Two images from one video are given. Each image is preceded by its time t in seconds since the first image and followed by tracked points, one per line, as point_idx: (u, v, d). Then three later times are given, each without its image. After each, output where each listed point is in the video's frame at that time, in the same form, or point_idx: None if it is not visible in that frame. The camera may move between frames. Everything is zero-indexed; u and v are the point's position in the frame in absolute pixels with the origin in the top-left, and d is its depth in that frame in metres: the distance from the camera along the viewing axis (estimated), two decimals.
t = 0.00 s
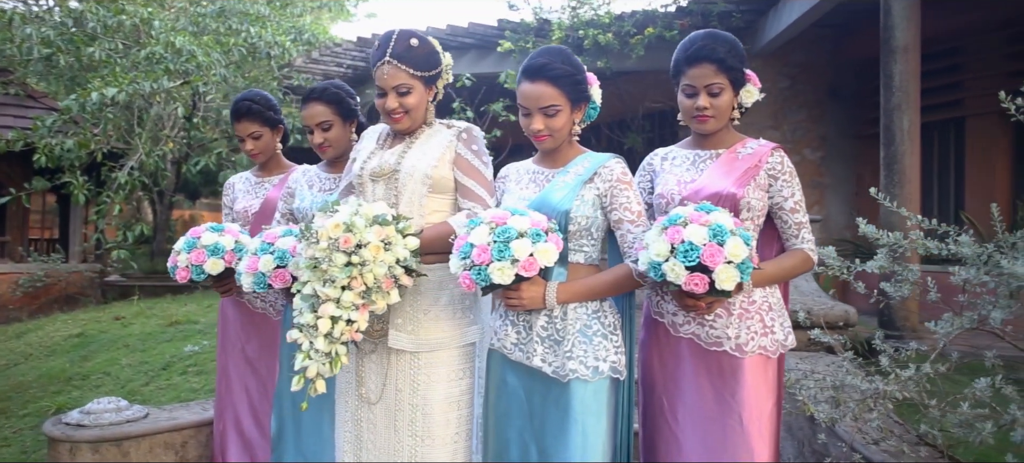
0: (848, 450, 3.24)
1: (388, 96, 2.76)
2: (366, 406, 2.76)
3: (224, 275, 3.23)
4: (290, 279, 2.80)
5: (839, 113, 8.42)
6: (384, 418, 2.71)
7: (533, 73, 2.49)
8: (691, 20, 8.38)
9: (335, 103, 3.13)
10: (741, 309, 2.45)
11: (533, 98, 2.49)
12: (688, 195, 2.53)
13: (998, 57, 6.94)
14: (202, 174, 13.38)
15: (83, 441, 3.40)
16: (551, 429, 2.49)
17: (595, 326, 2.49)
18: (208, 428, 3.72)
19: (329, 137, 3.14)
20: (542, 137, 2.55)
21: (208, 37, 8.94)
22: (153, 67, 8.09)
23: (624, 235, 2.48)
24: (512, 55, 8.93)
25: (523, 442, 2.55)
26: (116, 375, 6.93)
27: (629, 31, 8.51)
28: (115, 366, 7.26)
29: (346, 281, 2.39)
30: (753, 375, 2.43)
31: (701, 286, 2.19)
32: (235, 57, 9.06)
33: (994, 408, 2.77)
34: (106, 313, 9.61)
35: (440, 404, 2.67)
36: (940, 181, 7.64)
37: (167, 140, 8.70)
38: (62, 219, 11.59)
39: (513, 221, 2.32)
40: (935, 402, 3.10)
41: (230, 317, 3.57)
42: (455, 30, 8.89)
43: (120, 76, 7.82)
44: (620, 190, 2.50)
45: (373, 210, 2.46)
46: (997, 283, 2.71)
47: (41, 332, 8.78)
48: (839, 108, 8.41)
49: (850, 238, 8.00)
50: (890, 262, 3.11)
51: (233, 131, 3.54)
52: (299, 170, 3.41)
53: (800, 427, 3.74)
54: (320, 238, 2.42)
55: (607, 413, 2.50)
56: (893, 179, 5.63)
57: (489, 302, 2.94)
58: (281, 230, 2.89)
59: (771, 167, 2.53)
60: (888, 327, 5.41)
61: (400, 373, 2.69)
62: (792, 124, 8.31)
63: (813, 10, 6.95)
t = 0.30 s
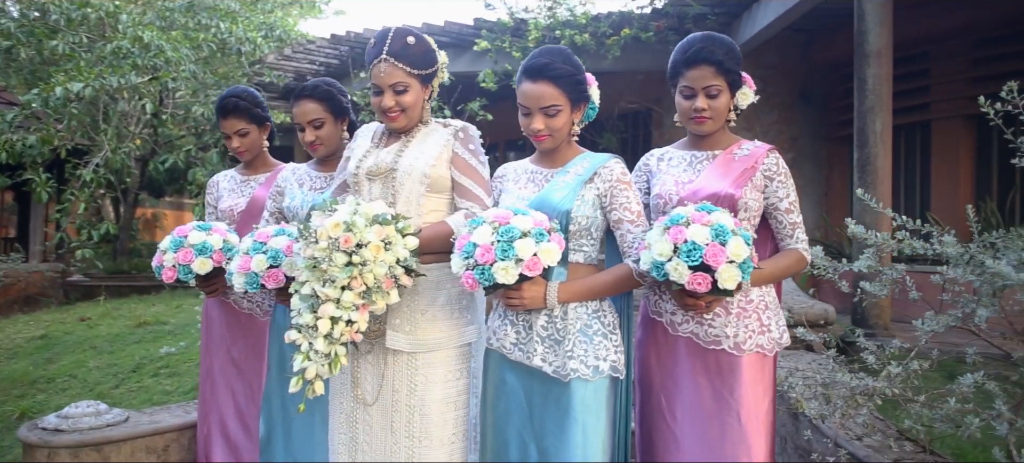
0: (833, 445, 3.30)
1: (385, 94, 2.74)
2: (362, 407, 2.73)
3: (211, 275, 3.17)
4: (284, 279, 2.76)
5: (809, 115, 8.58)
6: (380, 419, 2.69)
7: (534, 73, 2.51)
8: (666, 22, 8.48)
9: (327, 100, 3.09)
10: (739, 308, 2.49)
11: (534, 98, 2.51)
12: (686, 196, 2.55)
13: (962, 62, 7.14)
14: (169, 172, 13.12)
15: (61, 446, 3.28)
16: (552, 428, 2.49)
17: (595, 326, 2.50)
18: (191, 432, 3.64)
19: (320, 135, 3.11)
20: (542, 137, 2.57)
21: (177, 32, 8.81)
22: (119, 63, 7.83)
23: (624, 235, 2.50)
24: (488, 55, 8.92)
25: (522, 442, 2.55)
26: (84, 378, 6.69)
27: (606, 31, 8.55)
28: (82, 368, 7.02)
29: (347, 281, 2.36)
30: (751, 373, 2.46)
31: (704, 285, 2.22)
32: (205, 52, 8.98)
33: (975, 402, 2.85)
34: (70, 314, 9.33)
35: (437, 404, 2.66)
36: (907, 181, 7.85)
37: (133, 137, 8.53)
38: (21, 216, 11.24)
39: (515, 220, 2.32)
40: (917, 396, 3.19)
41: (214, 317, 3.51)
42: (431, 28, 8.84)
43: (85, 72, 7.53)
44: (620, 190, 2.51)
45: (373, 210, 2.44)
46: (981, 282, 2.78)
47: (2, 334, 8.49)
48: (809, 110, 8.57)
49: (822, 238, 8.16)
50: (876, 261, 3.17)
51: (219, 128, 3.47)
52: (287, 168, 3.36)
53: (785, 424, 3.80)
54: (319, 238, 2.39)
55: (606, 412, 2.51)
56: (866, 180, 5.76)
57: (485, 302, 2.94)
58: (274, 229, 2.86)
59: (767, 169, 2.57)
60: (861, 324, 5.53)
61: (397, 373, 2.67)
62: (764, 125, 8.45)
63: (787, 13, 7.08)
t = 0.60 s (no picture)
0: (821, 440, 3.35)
1: (381, 91, 2.71)
2: (358, 408, 2.69)
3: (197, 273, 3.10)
4: (278, 278, 2.72)
5: (781, 117, 8.73)
6: (377, 420, 2.66)
7: (534, 71, 2.52)
8: (642, 23, 8.54)
9: (318, 97, 3.04)
10: (737, 306, 2.52)
11: (535, 97, 2.51)
12: (684, 196, 2.57)
13: (928, 67, 7.32)
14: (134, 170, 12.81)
15: (39, 450, 3.19)
16: (552, 426, 2.49)
17: (595, 324, 2.51)
18: (174, 434, 3.52)
19: (312, 132, 3.06)
20: (542, 136, 2.57)
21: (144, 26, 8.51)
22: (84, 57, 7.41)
23: (623, 233, 2.51)
24: (465, 53, 8.89)
25: (522, 441, 2.54)
26: (50, 380, 6.47)
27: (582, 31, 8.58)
28: (47, 371, 6.80)
29: (347, 281, 2.34)
30: (749, 370, 2.49)
31: (707, 283, 2.24)
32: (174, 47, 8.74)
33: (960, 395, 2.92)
34: (32, 315, 9.04)
35: (434, 404, 2.64)
36: (876, 181, 8.03)
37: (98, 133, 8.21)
38: None
39: (518, 219, 2.31)
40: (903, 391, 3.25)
41: (198, 317, 3.43)
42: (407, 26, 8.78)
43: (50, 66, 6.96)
44: (619, 190, 2.52)
45: (372, 208, 2.41)
46: (966, 280, 2.85)
47: None
48: (781, 112, 8.72)
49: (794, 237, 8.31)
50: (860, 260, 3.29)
51: (204, 124, 3.40)
52: (275, 165, 3.31)
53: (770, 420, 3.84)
54: (319, 236, 2.36)
55: (606, 410, 2.52)
56: (841, 181, 5.88)
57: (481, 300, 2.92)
58: (266, 228, 2.81)
59: (763, 169, 2.60)
60: (835, 322, 5.63)
61: (394, 373, 2.64)
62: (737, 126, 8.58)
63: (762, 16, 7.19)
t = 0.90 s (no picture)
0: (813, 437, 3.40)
1: (382, 88, 2.66)
2: (359, 409, 2.66)
3: (189, 272, 3.02)
4: (277, 277, 2.68)
5: (757, 118, 8.86)
6: (379, 420, 2.62)
7: (540, 69, 2.51)
8: (623, 23, 8.59)
9: (314, 93, 2.99)
10: (741, 304, 2.54)
11: (541, 95, 2.50)
12: (687, 195, 2.57)
13: (902, 70, 7.42)
14: (101, 168, 12.48)
15: (22, 455, 3.10)
16: (557, 425, 2.49)
17: (601, 323, 2.51)
18: (161, 437, 3.44)
19: (308, 129, 3.01)
20: (547, 134, 2.56)
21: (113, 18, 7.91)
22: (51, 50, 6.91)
23: (628, 232, 2.51)
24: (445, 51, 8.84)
25: (527, 440, 2.53)
26: (19, 383, 6.26)
27: (563, 31, 8.61)
28: (16, 373, 6.58)
29: (353, 279, 2.30)
30: (751, 368, 2.52)
31: (716, 281, 2.26)
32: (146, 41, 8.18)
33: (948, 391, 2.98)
34: None
35: (437, 404, 2.62)
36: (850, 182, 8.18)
37: (67, 129, 7.64)
38: None
39: (526, 218, 2.31)
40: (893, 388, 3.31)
41: (188, 316, 3.36)
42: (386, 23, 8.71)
43: (14, 57, 6.47)
44: (624, 189, 2.52)
45: (377, 206, 2.38)
46: (957, 278, 2.91)
47: None
48: (757, 113, 8.85)
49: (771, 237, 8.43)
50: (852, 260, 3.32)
51: (193, 120, 3.33)
52: (267, 162, 3.26)
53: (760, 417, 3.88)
54: (323, 234, 2.33)
55: (610, 408, 2.52)
56: (821, 181, 5.97)
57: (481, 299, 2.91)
58: (263, 225, 2.76)
59: (764, 169, 2.61)
60: (815, 320, 5.72)
61: (396, 373, 2.61)
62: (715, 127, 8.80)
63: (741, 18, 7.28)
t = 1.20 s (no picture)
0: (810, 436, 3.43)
1: (388, 87, 2.62)
2: (365, 413, 2.62)
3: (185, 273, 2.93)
4: (280, 279, 2.63)
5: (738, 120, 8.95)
6: (386, 424, 2.59)
7: (550, 70, 2.50)
8: (606, 24, 8.60)
9: (315, 91, 2.93)
10: (749, 306, 2.56)
11: (552, 95, 2.49)
12: (694, 197, 2.56)
13: (880, 74, 7.52)
14: (72, 165, 12.19)
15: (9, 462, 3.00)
16: (567, 428, 2.48)
17: (611, 325, 2.51)
18: (152, 442, 3.35)
19: (308, 128, 2.95)
20: (556, 135, 2.56)
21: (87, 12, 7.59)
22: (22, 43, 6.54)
23: (637, 234, 2.51)
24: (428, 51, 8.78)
25: (536, 443, 2.52)
26: None
27: (547, 31, 8.62)
28: None
29: (363, 282, 2.27)
30: (759, 368, 2.54)
31: (728, 283, 2.27)
32: (120, 37, 7.89)
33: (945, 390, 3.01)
34: None
35: (444, 408, 2.60)
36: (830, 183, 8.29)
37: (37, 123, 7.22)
38: None
39: (540, 219, 2.29)
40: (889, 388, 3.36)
41: (181, 319, 3.28)
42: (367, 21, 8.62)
43: None
44: (633, 190, 2.52)
45: (386, 207, 2.35)
46: (955, 279, 2.95)
47: None
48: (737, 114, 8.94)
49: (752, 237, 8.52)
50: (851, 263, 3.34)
51: (187, 118, 3.25)
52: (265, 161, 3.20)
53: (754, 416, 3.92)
54: (333, 236, 2.28)
55: (619, 410, 2.52)
56: (804, 182, 6.06)
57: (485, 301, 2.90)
58: (265, 226, 2.72)
59: (770, 171, 2.60)
60: (800, 320, 5.79)
61: (403, 376, 2.58)
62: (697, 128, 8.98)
63: (725, 20, 7.35)
